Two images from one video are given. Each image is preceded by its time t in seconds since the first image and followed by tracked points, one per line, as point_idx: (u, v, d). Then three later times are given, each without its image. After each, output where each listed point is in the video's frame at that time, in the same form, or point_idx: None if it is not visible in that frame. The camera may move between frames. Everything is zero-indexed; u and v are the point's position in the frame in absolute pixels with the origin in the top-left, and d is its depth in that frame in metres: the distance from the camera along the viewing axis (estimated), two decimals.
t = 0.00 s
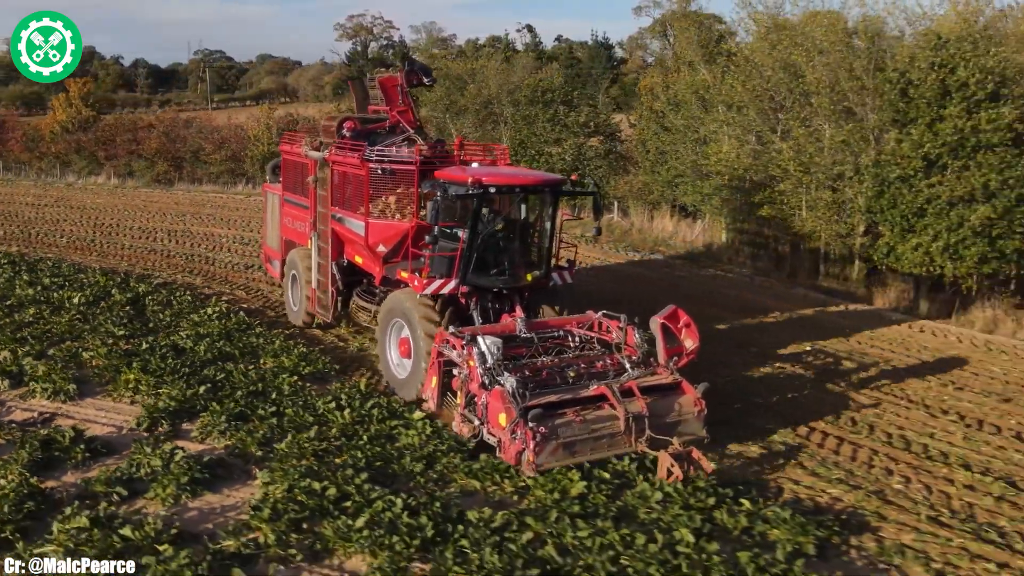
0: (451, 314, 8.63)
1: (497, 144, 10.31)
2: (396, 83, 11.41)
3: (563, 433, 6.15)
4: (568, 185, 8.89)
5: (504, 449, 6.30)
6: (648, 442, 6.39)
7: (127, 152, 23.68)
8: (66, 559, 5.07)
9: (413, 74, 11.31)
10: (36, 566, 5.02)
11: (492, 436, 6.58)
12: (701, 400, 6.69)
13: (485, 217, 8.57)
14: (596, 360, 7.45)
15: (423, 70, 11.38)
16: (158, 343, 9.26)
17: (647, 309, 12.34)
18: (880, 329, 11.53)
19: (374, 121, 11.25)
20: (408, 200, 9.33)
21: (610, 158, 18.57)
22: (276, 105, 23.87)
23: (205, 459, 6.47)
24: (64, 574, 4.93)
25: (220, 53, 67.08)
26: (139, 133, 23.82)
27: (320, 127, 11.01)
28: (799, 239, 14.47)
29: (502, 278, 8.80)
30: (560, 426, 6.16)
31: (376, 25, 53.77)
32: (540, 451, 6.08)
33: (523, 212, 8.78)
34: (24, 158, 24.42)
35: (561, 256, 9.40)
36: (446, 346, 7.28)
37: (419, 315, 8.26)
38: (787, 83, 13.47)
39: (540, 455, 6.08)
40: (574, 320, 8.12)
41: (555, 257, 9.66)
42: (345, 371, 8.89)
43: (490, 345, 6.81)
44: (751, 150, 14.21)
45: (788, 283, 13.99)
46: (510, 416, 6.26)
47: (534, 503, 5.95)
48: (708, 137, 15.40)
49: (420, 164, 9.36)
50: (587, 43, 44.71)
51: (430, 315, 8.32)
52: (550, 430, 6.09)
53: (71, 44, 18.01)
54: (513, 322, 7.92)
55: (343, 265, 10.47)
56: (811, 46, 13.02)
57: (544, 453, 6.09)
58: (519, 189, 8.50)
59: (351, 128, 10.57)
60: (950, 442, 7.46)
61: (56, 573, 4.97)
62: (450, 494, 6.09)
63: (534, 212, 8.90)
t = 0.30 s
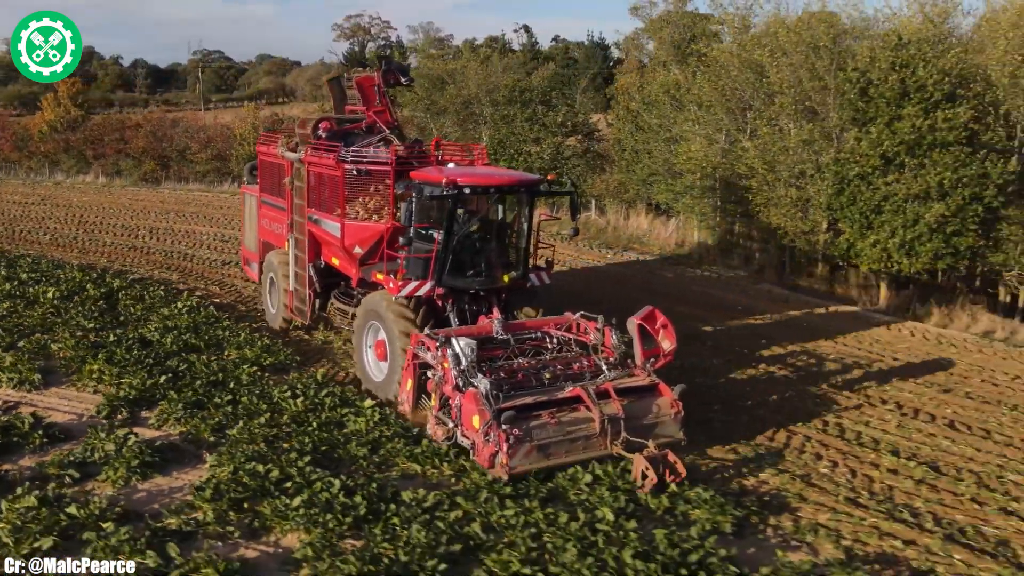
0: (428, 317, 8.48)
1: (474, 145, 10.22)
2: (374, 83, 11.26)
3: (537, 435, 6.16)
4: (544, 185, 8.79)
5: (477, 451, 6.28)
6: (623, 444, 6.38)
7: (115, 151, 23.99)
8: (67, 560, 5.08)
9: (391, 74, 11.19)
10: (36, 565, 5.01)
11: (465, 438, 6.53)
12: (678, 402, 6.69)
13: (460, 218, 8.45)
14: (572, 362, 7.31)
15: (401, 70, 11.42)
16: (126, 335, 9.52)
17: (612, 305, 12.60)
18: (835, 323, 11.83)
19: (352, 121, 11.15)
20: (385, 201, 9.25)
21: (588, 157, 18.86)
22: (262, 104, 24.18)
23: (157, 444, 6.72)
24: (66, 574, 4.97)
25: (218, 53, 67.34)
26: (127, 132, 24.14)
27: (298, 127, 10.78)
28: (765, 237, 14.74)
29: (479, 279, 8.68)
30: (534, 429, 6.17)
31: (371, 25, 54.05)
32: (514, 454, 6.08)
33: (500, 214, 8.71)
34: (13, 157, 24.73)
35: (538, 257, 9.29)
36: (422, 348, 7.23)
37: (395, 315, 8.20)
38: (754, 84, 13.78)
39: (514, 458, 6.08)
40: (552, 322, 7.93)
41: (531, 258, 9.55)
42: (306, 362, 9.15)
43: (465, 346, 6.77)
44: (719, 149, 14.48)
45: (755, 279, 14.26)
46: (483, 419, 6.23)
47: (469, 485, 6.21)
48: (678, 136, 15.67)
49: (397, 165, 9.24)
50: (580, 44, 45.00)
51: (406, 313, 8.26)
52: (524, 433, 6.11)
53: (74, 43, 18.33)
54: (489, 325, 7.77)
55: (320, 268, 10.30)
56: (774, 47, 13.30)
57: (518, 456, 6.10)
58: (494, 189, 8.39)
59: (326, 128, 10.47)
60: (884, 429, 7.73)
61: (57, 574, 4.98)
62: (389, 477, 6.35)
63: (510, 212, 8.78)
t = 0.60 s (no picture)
0: (409, 317, 8.41)
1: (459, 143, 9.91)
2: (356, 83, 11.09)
3: (519, 439, 6.01)
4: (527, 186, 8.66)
5: (458, 455, 6.10)
6: (606, 447, 6.27)
7: (105, 150, 24.29)
8: (66, 559, 5.10)
9: (374, 74, 11.13)
10: (36, 566, 5.03)
11: (446, 442, 6.36)
12: (662, 404, 6.58)
13: (442, 218, 8.34)
14: (555, 364, 7.25)
15: (383, 71, 11.33)
16: (99, 327, 9.78)
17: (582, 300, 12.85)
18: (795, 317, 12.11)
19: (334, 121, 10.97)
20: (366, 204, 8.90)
21: (568, 156, 19.15)
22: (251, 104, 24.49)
23: (117, 430, 6.98)
24: (65, 574, 4.96)
25: (218, 53, 67.68)
26: (117, 131, 24.45)
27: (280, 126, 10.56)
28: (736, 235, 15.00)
29: (461, 280, 8.60)
30: (516, 433, 6.03)
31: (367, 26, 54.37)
32: (495, 458, 5.93)
33: (483, 214, 8.59)
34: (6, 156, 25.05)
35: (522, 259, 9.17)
36: (403, 349, 6.99)
37: (375, 314, 8.13)
38: (724, 84, 14.07)
39: (495, 462, 5.92)
40: (535, 323, 7.86)
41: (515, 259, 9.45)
42: (272, 355, 9.42)
43: (445, 349, 6.56)
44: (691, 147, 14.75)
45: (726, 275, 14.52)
46: (464, 422, 6.07)
47: (413, 467, 6.46)
48: (652, 134, 15.94)
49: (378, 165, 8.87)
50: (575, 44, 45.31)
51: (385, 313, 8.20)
52: (506, 436, 5.96)
53: (70, 44, 18.60)
54: (472, 326, 7.65)
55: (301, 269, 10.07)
56: (743, 47, 13.59)
57: (500, 460, 5.95)
58: (476, 190, 8.26)
59: (308, 128, 10.28)
60: (827, 418, 8.00)
61: (56, 574, 4.99)
62: (339, 460, 6.61)
63: (494, 212, 8.70)
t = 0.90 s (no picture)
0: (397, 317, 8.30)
1: (447, 143, 9.99)
2: (346, 83, 11.00)
3: (503, 440, 6.15)
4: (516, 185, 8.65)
5: (442, 456, 6.25)
6: (590, 448, 6.43)
7: (102, 149, 24.69)
8: (65, 559, 5.11)
9: (363, 73, 11.03)
10: (35, 566, 5.03)
11: (431, 442, 6.50)
12: (648, 405, 6.75)
13: (430, 217, 8.28)
14: (542, 364, 7.36)
15: (373, 71, 11.24)
16: (83, 319, 10.10)
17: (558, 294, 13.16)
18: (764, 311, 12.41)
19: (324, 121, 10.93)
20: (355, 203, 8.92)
21: (553, 155, 19.48)
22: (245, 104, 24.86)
23: (92, 414, 7.30)
24: (65, 574, 4.99)
25: (222, 53, 68.09)
26: (114, 131, 24.89)
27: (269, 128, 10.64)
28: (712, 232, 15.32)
29: (450, 279, 8.47)
30: (500, 433, 6.16)
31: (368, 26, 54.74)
32: (479, 459, 6.07)
33: (473, 213, 8.52)
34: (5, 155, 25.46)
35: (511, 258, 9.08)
36: (389, 349, 7.13)
37: (365, 315, 8.06)
38: (701, 83, 14.40)
39: (479, 463, 6.07)
40: (524, 323, 7.93)
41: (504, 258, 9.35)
42: (250, 346, 9.72)
43: (432, 349, 6.67)
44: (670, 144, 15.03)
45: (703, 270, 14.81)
46: (448, 423, 6.21)
47: (373, 448, 6.76)
48: (632, 132, 16.26)
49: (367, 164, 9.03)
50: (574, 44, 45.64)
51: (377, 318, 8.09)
52: (489, 437, 6.10)
53: (69, 45, 18.91)
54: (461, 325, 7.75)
55: (291, 269, 10.08)
56: (719, 47, 13.92)
57: (483, 460, 6.08)
58: (463, 189, 8.23)
59: (297, 129, 10.41)
60: (780, 407, 8.30)
61: (55, 574, 5.00)
62: (302, 442, 6.93)
63: (482, 211, 8.62)
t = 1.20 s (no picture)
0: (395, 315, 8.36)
1: (443, 142, 10.11)
2: (344, 82, 11.11)
3: (498, 436, 6.22)
4: (512, 183, 8.80)
5: (438, 452, 6.30)
6: (585, 445, 6.49)
7: (103, 148, 25.17)
8: (65, 559, 5.00)
9: (362, 73, 11.15)
10: (35, 566, 4.93)
11: (426, 439, 6.56)
12: (643, 402, 6.84)
13: (426, 215, 8.38)
14: (538, 362, 7.45)
15: (370, 71, 11.36)
16: (78, 309, 10.49)
17: (541, 288, 13.53)
18: (739, 303, 12.79)
19: (322, 119, 11.02)
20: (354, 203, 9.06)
21: (543, 154, 19.88)
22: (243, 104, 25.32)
23: (82, 396, 7.69)
24: (65, 574, 4.87)
25: (226, 54, 68.60)
26: (114, 130, 25.38)
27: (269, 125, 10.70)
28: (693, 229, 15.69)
29: (447, 277, 8.56)
30: (495, 430, 6.23)
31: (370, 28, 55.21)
32: (474, 455, 6.13)
33: (471, 211, 8.59)
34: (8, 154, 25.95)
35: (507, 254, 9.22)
36: (386, 347, 7.23)
37: (361, 314, 8.07)
38: (681, 83, 14.79)
39: (474, 459, 6.13)
40: (521, 320, 7.97)
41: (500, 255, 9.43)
42: (238, 336, 10.10)
43: (426, 346, 6.80)
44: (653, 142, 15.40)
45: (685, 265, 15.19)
46: (443, 420, 6.28)
47: (346, 427, 7.16)
48: (616, 131, 16.65)
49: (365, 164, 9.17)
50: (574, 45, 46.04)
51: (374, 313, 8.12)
52: (484, 433, 6.17)
53: (69, 46, 19.34)
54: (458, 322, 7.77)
55: (290, 267, 10.06)
56: (699, 48, 14.31)
57: (478, 457, 6.15)
58: (460, 185, 8.30)
59: (296, 127, 10.46)
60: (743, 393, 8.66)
61: (55, 574, 4.89)
62: (280, 422, 7.31)
63: (479, 208, 8.69)
